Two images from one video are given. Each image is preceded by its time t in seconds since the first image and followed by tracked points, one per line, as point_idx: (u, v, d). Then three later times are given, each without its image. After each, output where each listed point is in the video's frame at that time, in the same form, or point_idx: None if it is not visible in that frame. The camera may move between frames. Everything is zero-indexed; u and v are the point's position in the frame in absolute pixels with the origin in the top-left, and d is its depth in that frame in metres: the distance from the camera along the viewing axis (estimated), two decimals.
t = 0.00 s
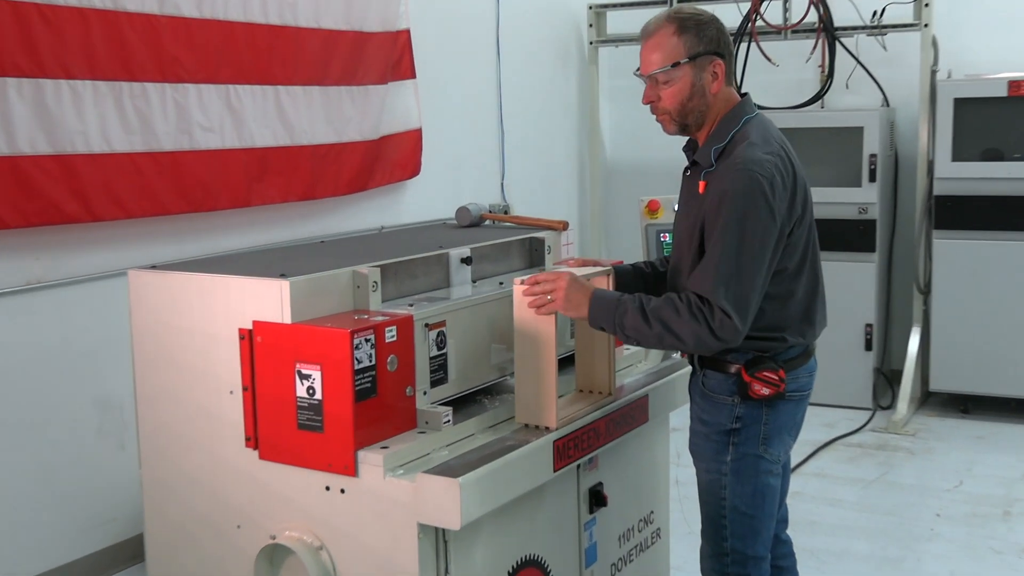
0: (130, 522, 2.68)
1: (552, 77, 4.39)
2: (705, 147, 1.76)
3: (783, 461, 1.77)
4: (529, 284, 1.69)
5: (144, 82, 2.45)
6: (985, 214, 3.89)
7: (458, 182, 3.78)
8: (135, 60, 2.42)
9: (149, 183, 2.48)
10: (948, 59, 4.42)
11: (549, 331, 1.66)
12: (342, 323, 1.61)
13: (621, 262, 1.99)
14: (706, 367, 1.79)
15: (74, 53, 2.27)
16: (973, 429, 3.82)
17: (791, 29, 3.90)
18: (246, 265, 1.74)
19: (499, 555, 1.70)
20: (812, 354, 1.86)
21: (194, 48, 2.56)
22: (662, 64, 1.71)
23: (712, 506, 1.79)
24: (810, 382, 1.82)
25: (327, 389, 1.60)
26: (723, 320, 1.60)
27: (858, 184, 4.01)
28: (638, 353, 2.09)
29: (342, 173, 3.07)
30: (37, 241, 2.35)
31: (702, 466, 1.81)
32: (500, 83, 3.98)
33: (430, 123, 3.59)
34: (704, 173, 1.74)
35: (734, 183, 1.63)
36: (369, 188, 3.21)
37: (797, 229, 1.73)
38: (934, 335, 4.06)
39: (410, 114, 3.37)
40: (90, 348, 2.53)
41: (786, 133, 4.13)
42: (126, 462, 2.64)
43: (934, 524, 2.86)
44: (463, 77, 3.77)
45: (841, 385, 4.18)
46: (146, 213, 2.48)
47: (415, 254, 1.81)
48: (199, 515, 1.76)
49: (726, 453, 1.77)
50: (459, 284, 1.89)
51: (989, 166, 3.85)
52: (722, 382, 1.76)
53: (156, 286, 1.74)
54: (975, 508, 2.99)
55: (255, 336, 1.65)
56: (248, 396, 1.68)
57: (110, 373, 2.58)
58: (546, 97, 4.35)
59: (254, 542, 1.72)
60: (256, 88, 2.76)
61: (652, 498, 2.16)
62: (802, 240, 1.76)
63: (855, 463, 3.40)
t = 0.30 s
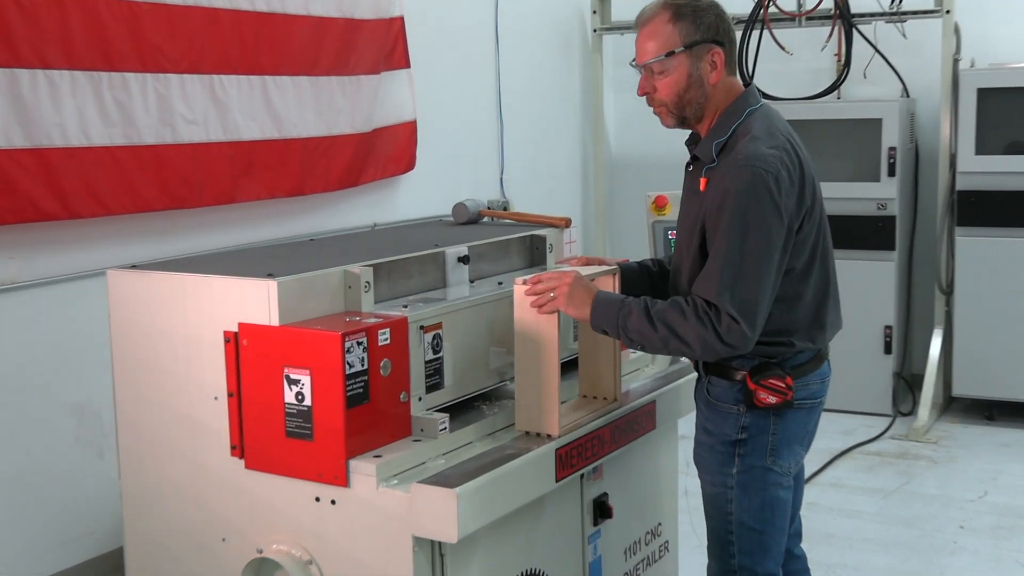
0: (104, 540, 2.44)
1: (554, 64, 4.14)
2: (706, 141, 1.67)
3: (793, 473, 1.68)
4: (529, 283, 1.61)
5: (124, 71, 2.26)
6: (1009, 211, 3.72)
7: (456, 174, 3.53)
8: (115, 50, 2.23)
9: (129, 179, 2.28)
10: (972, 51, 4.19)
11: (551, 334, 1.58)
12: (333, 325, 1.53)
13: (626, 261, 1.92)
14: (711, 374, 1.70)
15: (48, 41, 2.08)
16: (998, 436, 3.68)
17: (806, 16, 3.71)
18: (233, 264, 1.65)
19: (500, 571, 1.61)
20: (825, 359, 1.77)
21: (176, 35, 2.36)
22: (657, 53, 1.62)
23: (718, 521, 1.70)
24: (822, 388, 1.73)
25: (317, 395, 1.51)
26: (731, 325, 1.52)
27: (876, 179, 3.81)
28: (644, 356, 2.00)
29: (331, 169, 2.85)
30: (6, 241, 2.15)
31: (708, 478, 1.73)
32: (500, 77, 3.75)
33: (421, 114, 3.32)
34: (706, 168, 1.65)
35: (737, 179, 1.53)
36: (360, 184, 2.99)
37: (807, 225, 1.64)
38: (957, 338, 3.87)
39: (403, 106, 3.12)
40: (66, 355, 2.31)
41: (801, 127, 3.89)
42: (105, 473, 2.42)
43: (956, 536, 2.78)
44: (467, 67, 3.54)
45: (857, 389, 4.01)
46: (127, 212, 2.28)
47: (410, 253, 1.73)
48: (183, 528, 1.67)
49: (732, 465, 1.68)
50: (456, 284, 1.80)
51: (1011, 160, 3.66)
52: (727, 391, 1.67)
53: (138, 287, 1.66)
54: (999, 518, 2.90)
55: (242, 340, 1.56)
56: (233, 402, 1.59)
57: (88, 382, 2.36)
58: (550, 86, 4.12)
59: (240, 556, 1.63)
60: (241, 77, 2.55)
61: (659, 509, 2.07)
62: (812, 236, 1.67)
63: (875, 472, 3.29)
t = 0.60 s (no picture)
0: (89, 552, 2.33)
1: (554, 56, 4.05)
2: (708, 137, 1.59)
3: (807, 486, 1.62)
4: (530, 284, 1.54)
5: (107, 62, 2.18)
6: None
7: (453, 171, 3.46)
8: (97, 40, 2.15)
9: (112, 174, 2.20)
10: (991, 39, 4.09)
11: (551, 338, 1.52)
12: (325, 328, 1.46)
13: (631, 259, 1.84)
14: (721, 383, 1.64)
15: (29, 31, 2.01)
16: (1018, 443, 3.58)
17: (819, 6, 3.59)
18: (221, 265, 1.58)
19: None
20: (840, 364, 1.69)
21: (160, 24, 2.28)
22: (652, 45, 1.55)
23: (728, 534, 1.64)
24: (837, 396, 1.66)
25: (308, 401, 1.44)
26: (733, 328, 1.45)
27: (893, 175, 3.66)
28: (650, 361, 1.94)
29: (323, 164, 2.76)
30: None
31: (718, 491, 1.66)
32: (499, 69, 3.68)
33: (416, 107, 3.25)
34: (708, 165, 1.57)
35: (740, 175, 1.46)
36: (352, 180, 2.89)
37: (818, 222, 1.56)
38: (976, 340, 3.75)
39: (398, 99, 3.04)
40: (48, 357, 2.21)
41: (809, 120, 3.83)
42: (87, 482, 2.31)
43: (974, 549, 2.71)
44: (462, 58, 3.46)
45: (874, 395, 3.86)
46: (109, 209, 2.20)
47: (406, 252, 1.66)
48: (168, 540, 1.60)
49: (742, 478, 1.62)
50: (453, 285, 1.73)
51: None
52: (737, 400, 1.61)
53: (121, 288, 1.59)
54: (1019, 530, 2.82)
55: (229, 343, 1.49)
56: (221, 408, 1.52)
57: (67, 385, 2.25)
58: (549, 79, 4.02)
59: (228, 569, 1.57)
60: (229, 69, 2.48)
61: (665, 520, 1.99)
62: (824, 234, 1.59)
63: (892, 482, 3.21)
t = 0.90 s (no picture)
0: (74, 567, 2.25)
1: (554, 51, 3.96)
2: (714, 131, 1.52)
3: (823, 502, 1.56)
4: (535, 290, 1.47)
5: (89, 56, 2.11)
6: None
7: (449, 170, 3.38)
8: (78, 33, 2.08)
9: (94, 172, 2.13)
10: (1011, 32, 3.95)
11: (555, 345, 1.45)
12: (317, 333, 1.39)
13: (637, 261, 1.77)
14: (732, 394, 1.58)
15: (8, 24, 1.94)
16: None
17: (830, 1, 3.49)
18: (208, 268, 1.51)
19: None
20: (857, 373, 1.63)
21: (145, 17, 2.21)
22: (655, 37, 1.48)
23: (741, 553, 1.59)
24: (853, 407, 1.59)
25: (298, 409, 1.38)
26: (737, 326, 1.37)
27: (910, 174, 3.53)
28: (655, 368, 1.87)
29: (315, 163, 2.69)
30: None
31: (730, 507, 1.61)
32: (495, 61, 3.58)
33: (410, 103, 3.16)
34: (714, 160, 1.51)
35: (747, 166, 1.39)
36: (345, 178, 2.83)
37: (831, 220, 1.48)
38: (997, 348, 3.61)
39: (395, 95, 2.97)
40: (27, 364, 2.13)
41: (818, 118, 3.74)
42: (67, 494, 2.22)
43: (994, 565, 2.63)
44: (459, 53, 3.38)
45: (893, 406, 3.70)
46: (90, 208, 2.13)
47: (401, 254, 1.59)
48: (152, 555, 1.54)
49: (756, 494, 1.56)
50: (451, 288, 1.66)
51: None
52: (750, 412, 1.55)
53: (104, 293, 1.52)
54: None
55: (216, 350, 1.43)
56: (207, 417, 1.46)
57: (49, 393, 2.17)
58: (548, 75, 3.93)
59: None
60: (217, 64, 2.41)
61: (671, 533, 1.93)
62: (837, 235, 1.51)
63: (908, 494, 3.12)
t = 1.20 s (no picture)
0: None
1: (556, 50, 3.91)
2: (725, 129, 1.46)
3: (825, 525, 1.49)
4: (533, 300, 1.42)
5: (71, 55, 2.06)
6: None
7: (446, 174, 3.32)
8: (61, 32, 2.03)
9: (76, 176, 2.08)
10: None
11: (555, 356, 1.40)
12: (310, 343, 1.33)
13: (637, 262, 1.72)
14: (733, 410, 1.52)
15: None
16: None
17: None
18: (195, 275, 1.45)
19: None
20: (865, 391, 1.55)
21: (129, 15, 2.16)
22: (663, 25, 1.44)
23: None
24: (859, 427, 1.52)
25: (290, 423, 1.31)
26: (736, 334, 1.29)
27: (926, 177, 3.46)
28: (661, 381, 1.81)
29: (306, 167, 2.63)
30: None
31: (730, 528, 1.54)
32: (494, 61, 3.53)
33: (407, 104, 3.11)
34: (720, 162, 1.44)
35: (752, 167, 1.33)
36: (338, 182, 2.77)
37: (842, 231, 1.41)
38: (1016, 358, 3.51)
39: (390, 95, 2.92)
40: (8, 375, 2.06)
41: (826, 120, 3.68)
42: (46, 510, 2.15)
43: None
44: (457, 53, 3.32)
45: (904, 416, 3.62)
46: (72, 213, 2.08)
47: (396, 261, 1.53)
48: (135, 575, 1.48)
49: (755, 515, 1.50)
50: (449, 297, 1.60)
51: None
52: (750, 429, 1.49)
53: (87, 300, 1.46)
54: None
55: (203, 360, 1.37)
56: (195, 431, 1.40)
57: (30, 404, 2.10)
58: (549, 75, 3.88)
59: None
60: (203, 63, 2.35)
61: (676, 551, 1.86)
62: (848, 250, 1.44)
63: (926, 512, 3.03)
